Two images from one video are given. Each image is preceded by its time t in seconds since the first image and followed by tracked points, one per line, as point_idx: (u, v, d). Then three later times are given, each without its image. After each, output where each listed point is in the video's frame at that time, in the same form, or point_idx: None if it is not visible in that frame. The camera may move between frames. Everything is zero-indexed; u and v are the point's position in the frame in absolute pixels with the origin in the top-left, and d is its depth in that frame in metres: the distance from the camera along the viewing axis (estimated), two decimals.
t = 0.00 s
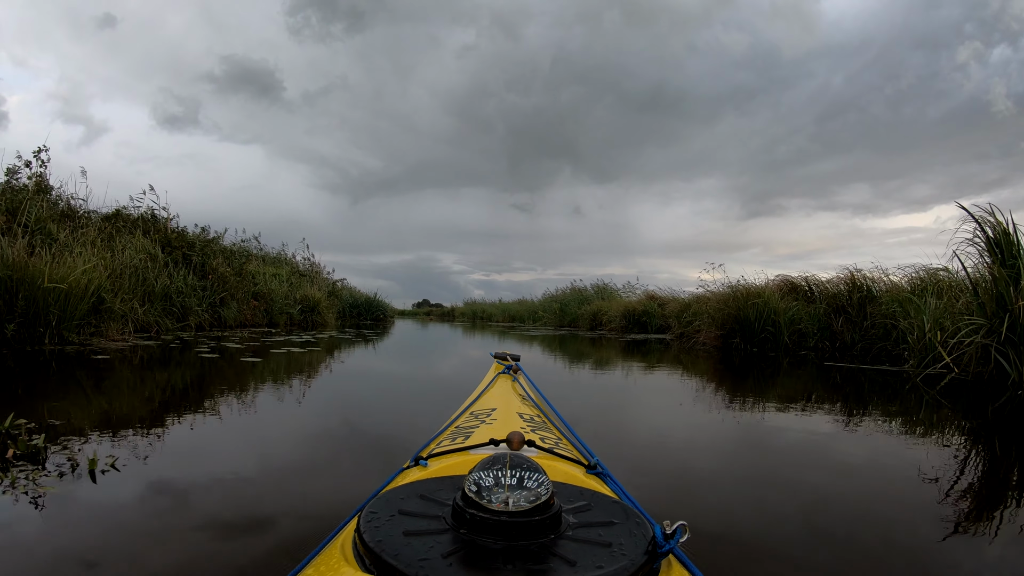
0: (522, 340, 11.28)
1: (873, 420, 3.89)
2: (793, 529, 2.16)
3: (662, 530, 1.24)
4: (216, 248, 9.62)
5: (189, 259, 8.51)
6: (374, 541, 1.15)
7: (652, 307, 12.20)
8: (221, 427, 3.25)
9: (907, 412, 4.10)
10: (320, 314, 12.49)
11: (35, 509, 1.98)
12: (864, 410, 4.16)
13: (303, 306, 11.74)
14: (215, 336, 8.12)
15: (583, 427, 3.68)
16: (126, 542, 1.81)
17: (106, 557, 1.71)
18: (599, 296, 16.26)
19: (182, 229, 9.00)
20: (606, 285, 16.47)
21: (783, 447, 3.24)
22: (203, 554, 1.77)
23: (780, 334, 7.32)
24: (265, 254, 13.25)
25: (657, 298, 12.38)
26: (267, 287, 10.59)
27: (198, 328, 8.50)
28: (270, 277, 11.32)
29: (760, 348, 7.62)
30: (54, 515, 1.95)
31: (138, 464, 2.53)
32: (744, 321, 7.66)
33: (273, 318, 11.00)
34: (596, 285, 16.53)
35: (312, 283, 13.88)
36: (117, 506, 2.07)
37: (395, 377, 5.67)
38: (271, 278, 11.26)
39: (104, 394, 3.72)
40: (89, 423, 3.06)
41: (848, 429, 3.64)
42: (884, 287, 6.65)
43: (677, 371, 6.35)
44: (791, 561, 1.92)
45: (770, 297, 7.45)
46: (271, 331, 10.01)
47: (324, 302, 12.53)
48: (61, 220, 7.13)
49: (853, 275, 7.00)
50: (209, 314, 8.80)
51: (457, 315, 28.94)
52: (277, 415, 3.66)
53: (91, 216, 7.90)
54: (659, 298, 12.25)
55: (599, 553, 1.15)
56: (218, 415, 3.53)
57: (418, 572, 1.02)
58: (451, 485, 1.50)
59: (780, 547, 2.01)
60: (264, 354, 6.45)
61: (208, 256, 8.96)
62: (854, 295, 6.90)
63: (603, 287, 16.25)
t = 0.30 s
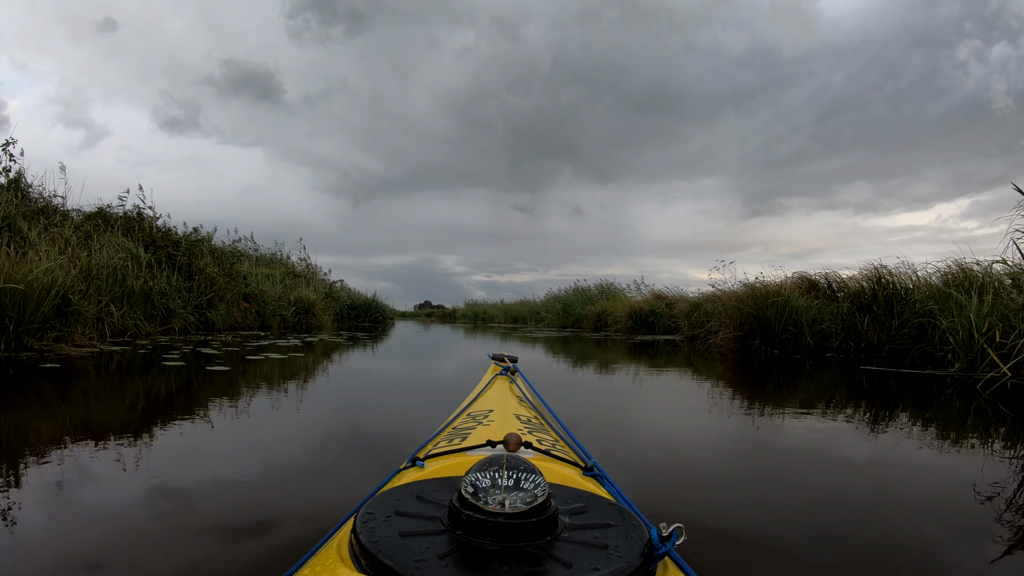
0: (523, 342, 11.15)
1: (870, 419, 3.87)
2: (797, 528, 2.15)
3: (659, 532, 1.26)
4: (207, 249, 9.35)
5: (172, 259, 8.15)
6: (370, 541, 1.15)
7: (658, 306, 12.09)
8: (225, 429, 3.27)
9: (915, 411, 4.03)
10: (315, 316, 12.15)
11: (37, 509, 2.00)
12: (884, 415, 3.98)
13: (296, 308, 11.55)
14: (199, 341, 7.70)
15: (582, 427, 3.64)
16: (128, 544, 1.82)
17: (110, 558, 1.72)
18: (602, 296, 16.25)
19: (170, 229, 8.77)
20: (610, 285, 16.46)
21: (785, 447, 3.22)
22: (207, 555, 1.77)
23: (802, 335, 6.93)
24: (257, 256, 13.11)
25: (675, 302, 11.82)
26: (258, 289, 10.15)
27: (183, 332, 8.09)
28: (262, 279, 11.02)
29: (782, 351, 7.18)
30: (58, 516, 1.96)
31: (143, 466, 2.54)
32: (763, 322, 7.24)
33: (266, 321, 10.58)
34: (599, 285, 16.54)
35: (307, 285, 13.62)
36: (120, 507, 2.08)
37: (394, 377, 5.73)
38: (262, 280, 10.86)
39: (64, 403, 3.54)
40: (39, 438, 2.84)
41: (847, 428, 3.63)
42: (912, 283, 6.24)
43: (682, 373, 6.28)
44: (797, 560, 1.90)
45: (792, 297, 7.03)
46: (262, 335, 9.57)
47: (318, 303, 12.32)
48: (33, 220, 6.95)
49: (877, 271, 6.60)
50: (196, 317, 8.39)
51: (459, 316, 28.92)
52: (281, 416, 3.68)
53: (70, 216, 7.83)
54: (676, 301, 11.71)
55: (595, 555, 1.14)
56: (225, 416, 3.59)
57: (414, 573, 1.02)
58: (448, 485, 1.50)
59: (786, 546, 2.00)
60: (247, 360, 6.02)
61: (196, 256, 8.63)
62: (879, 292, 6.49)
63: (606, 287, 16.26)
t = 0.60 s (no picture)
0: (528, 343, 11.14)
1: (872, 419, 3.86)
2: (805, 525, 2.16)
3: (665, 523, 1.26)
4: (198, 247, 9.13)
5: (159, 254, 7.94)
6: (377, 547, 1.16)
7: (671, 307, 11.97)
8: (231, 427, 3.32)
9: (927, 414, 3.98)
10: (313, 316, 11.98)
11: (42, 509, 2.03)
12: (917, 422, 3.78)
13: (295, 307, 11.41)
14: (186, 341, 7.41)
15: (586, 429, 3.64)
16: (133, 547, 1.83)
17: (116, 562, 1.73)
18: (610, 297, 16.24)
19: (158, 226, 8.55)
20: (617, 285, 16.48)
21: (790, 447, 3.21)
22: (214, 560, 1.79)
23: (835, 338, 6.50)
24: (252, 256, 12.96)
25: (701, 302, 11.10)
26: (251, 288, 10.00)
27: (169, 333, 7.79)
28: (258, 279, 10.89)
29: (815, 356, 6.69)
30: (66, 517, 1.98)
31: (151, 465, 2.58)
32: (792, 324, 6.79)
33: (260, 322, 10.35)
34: (607, 286, 16.56)
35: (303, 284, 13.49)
36: (126, 508, 2.10)
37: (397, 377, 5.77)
38: (256, 280, 10.63)
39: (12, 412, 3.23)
40: None
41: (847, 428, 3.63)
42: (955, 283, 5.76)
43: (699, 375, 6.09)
44: (806, 557, 1.91)
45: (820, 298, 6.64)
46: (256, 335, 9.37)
47: (316, 302, 12.16)
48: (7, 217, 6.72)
49: (915, 269, 6.10)
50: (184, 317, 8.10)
51: (464, 317, 28.95)
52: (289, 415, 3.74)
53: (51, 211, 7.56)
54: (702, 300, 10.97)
55: (602, 549, 1.15)
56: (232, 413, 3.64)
57: None
58: (451, 487, 1.51)
59: (795, 543, 2.01)
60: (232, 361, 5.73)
61: (185, 253, 8.41)
62: (916, 293, 6.03)
63: (614, 287, 16.30)
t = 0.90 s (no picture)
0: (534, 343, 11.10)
1: (902, 429, 3.65)
2: (807, 527, 2.15)
3: (656, 525, 1.28)
4: (189, 242, 9.02)
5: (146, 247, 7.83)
6: (368, 546, 1.16)
7: (684, 309, 11.71)
8: (233, 426, 3.33)
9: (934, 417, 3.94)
10: (311, 314, 11.95)
11: (46, 508, 2.03)
12: (960, 433, 3.57)
13: (292, 305, 11.40)
14: (171, 338, 7.29)
15: (587, 428, 3.64)
16: (135, 546, 1.84)
17: (117, 561, 1.74)
18: (620, 297, 16.17)
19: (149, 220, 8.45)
20: (627, 286, 16.42)
21: (791, 449, 3.19)
22: (214, 561, 1.79)
23: (872, 342, 5.95)
24: (250, 251, 12.89)
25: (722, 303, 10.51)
26: (247, 284, 9.86)
27: (156, 330, 7.67)
28: (257, 274, 10.82)
29: (851, 362, 6.16)
30: (69, 515, 1.99)
31: (156, 463, 2.60)
32: (827, 327, 6.25)
33: (256, 321, 10.21)
34: (616, 286, 16.51)
35: (303, 281, 13.45)
36: (128, 507, 2.11)
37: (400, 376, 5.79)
38: (253, 276, 10.51)
39: None
40: None
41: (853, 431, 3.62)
42: (1001, 281, 5.33)
43: (715, 379, 5.79)
44: (806, 559, 1.91)
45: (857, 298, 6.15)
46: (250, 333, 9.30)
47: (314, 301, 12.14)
48: None
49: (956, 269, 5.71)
50: (172, 313, 7.99)
51: (469, 317, 28.99)
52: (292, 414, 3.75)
53: (30, 199, 7.26)
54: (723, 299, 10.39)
55: (593, 550, 1.15)
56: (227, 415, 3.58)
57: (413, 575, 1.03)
58: (444, 487, 1.51)
59: (796, 545, 2.01)
60: (222, 360, 5.65)
61: (176, 248, 8.35)
62: (958, 294, 5.63)
63: (624, 288, 16.26)
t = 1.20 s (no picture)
0: (542, 345, 11.07)
1: (941, 442, 3.46)
2: (814, 533, 2.15)
3: (665, 520, 1.27)
4: (179, 238, 8.90)
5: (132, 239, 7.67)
6: (378, 550, 1.17)
7: (699, 309, 11.33)
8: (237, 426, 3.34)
9: (943, 423, 3.91)
10: (311, 313, 11.51)
11: (54, 506, 2.06)
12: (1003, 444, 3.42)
13: (290, 304, 11.01)
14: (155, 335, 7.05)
15: (595, 430, 3.64)
16: (145, 545, 1.86)
17: (128, 559, 1.76)
18: (630, 298, 16.07)
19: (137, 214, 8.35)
20: (638, 287, 16.33)
21: (799, 452, 3.19)
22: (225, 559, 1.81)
23: (916, 348, 5.55)
24: (248, 247, 12.78)
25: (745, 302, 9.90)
26: (241, 281, 9.62)
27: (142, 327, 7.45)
28: (252, 271, 10.53)
29: (893, 369, 5.76)
30: (80, 514, 2.02)
31: (161, 463, 2.61)
32: (866, 331, 5.83)
33: (252, 320, 9.89)
34: (627, 286, 16.43)
35: (304, 280, 13.38)
36: (140, 506, 2.14)
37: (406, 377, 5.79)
38: (249, 274, 10.24)
39: None
40: None
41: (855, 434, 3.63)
42: None
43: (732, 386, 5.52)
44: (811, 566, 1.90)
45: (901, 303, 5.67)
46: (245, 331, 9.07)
47: (315, 299, 11.74)
48: None
49: (1004, 267, 5.35)
50: (158, 310, 7.79)
51: (476, 317, 29.02)
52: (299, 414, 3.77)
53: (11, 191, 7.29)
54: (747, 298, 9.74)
55: (603, 547, 1.15)
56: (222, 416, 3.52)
57: None
58: (452, 489, 1.52)
59: (800, 550, 2.01)
60: (208, 360, 5.41)
61: (165, 243, 8.26)
62: (1004, 295, 5.31)
63: (634, 288, 16.18)
